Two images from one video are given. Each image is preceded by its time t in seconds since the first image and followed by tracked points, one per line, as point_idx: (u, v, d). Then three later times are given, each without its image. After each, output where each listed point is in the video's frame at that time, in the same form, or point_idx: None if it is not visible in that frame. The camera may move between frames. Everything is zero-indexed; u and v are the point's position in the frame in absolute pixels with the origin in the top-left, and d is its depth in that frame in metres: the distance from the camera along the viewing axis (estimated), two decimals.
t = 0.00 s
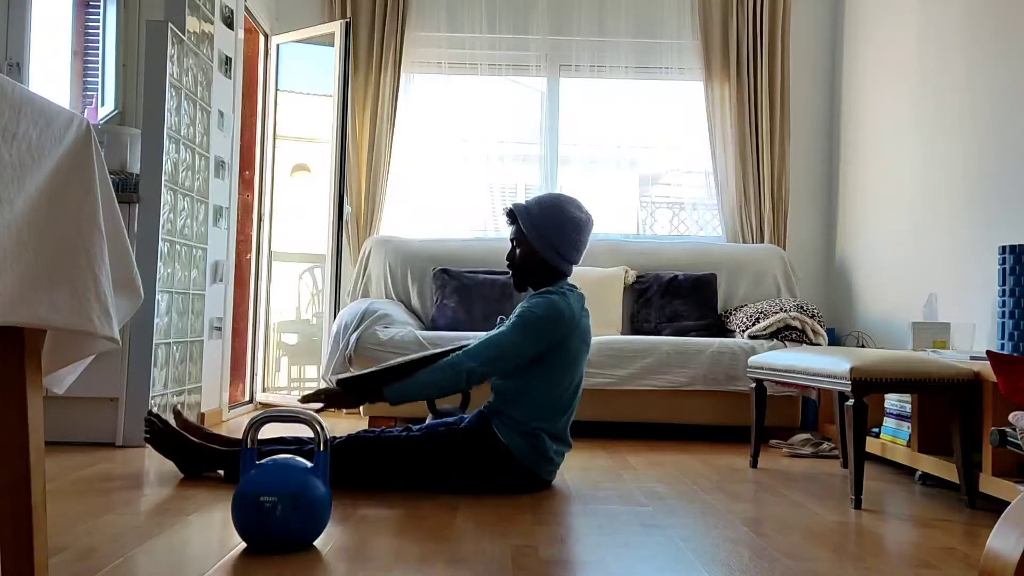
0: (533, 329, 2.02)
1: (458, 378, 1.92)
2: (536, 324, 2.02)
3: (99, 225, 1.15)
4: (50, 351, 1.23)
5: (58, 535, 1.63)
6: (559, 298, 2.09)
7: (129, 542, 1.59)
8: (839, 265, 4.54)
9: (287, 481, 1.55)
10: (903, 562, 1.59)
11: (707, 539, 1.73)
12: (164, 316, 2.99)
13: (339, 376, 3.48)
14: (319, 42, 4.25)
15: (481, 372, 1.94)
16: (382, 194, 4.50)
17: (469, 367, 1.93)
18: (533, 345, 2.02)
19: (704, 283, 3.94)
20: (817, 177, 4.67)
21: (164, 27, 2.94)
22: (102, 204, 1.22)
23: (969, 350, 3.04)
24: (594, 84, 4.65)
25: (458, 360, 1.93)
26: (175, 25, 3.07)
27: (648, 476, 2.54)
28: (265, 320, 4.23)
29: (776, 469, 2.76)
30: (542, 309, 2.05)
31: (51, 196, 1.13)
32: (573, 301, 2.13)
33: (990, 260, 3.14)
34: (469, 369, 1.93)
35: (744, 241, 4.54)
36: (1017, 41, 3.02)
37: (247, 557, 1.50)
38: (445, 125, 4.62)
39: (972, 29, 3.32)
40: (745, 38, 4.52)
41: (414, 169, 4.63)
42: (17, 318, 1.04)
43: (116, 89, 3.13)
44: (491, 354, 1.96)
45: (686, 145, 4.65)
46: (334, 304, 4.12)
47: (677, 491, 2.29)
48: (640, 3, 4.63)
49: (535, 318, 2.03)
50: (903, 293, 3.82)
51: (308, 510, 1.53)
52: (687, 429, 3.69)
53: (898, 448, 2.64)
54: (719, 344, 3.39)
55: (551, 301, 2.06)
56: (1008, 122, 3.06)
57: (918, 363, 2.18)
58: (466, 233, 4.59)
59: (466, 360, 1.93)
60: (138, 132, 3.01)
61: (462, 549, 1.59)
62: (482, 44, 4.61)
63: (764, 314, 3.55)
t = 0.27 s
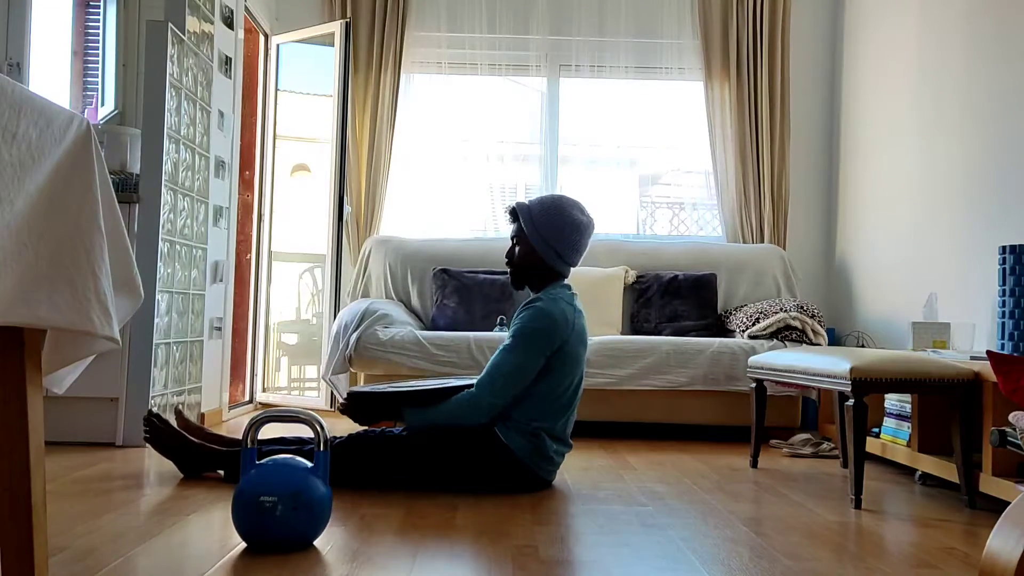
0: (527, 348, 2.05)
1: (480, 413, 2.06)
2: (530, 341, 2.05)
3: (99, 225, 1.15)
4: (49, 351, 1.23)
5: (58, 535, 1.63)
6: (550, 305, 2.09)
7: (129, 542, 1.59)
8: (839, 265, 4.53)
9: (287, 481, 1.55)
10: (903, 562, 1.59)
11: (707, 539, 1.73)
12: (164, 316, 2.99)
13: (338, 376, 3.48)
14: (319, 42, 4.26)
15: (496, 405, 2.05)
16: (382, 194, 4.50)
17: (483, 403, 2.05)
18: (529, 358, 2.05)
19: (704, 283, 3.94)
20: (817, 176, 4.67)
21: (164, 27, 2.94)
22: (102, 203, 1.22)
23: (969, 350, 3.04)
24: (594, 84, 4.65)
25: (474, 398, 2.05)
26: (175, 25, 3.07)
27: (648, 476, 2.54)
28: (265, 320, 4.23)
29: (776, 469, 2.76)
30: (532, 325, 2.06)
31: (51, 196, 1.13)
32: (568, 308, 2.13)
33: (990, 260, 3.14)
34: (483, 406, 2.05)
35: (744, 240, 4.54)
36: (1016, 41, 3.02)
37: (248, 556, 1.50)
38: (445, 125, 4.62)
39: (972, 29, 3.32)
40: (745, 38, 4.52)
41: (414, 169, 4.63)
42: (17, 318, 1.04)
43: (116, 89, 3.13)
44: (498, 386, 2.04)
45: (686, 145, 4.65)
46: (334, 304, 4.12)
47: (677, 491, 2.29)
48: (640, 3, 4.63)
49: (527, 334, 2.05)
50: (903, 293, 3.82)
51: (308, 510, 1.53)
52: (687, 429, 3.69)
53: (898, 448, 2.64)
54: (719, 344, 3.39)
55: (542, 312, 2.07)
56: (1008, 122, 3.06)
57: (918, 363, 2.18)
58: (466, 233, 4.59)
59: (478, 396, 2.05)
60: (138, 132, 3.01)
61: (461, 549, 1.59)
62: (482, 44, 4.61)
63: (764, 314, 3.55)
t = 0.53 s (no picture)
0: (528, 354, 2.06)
1: (498, 423, 2.08)
2: (529, 346, 2.06)
3: (99, 225, 1.15)
4: (49, 351, 1.23)
5: (59, 535, 1.63)
6: (545, 307, 2.10)
7: (129, 543, 1.59)
8: (839, 265, 4.54)
9: (287, 481, 1.55)
10: (903, 562, 1.59)
11: (707, 539, 1.73)
12: (164, 316, 2.99)
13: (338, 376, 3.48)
14: (319, 42, 4.26)
15: (511, 414, 2.07)
16: (382, 195, 4.50)
17: (499, 413, 2.07)
18: (531, 363, 2.06)
19: (704, 282, 3.95)
20: (817, 176, 4.67)
21: (164, 27, 2.94)
22: (102, 203, 1.22)
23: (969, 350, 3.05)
24: (594, 84, 4.65)
25: (488, 410, 2.07)
26: (175, 25, 3.07)
27: (648, 476, 2.54)
28: (265, 320, 4.23)
29: (776, 469, 2.76)
30: (530, 331, 2.06)
31: (51, 196, 1.13)
32: (568, 311, 2.13)
33: (990, 260, 3.14)
34: (499, 416, 2.07)
35: (744, 240, 4.54)
36: (1016, 41, 3.02)
37: (248, 557, 1.50)
38: (445, 125, 4.62)
39: (972, 29, 3.32)
40: (745, 38, 4.51)
41: (414, 169, 4.63)
42: (17, 318, 1.04)
43: (116, 90, 3.13)
44: (508, 395, 2.05)
45: (686, 145, 4.65)
46: (334, 304, 4.13)
47: (678, 491, 2.29)
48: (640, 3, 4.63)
49: (526, 340, 2.06)
50: (903, 293, 3.82)
51: (308, 510, 1.53)
52: (687, 429, 3.69)
53: (898, 448, 2.64)
54: (719, 344, 3.39)
55: (539, 315, 2.08)
56: (1008, 122, 3.07)
57: (918, 363, 2.18)
58: (466, 233, 4.59)
59: (492, 408, 2.07)
60: (138, 132, 3.01)
61: (461, 549, 1.59)
62: (482, 44, 4.61)
63: (764, 314, 3.55)
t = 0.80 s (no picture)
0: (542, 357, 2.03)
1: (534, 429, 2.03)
2: (541, 349, 2.03)
3: (99, 225, 1.15)
4: (50, 350, 1.23)
5: (58, 535, 1.63)
6: (545, 307, 2.07)
7: (129, 543, 1.59)
8: (839, 265, 4.54)
9: (287, 481, 1.55)
10: (903, 562, 1.59)
11: (707, 539, 1.73)
12: (164, 316, 2.99)
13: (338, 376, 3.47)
14: (319, 42, 4.26)
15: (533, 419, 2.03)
16: (382, 194, 4.50)
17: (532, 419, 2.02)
18: (548, 366, 2.03)
19: (704, 282, 3.95)
20: (817, 176, 4.67)
21: (165, 27, 2.94)
22: (102, 203, 1.22)
23: (969, 350, 3.05)
24: (594, 84, 4.65)
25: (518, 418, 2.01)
26: (175, 25, 3.07)
27: (648, 476, 2.54)
28: (265, 320, 4.23)
29: (776, 469, 2.76)
30: (541, 333, 2.04)
31: (51, 196, 1.13)
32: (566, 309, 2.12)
33: (990, 260, 3.14)
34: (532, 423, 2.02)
35: (744, 241, 4.54)
36: (1016, 41, 3.02)
37: (248, 557, 1.50)
38: (445, 125, 4.62)
39: (972, 29, 3.32)
40: (745, 38, 4.51)
41: (414, 169, 4.63)
42: (17, 318, 1.04)
43: (116, 90, 3.13)
44: (526, 400, 2.02)
45: (686, 145, 4.65)
46: (334, 304, 4.13)
47: (678, 491, 2.29)
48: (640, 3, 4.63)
49: (539, 343, 2.03)
50: (903, 293, 3.82)
51: (308, 510, 1.53)
52: (687, 429, 3.69)
53: (898, 448, 2.64)
54: (719, 344, 3.39)
55: (544, 315, 2.05)
56: (1008, 122, 3.07)
57: (918, 363, 2.18)
58: (466, 233, 4.59)
59: (525, 416, 2.02)
60: (138, 132, 3.01)
61: (461, 549, 1.59)
62: (482, 44, 4.61)
63: (764, 314, 3.55)
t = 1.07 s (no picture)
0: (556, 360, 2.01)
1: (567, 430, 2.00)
2: (554, 353, 2.00)
3: (99, 224, 1.15)
4: (50, 351, 1.23)
5: (58, 535, 1.63)
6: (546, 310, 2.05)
7: (129, 542, 1.59)
8: (839, 265, 4.54)
9: (287, 480, 1.55)
10: (903, 562, 1.59)
11: (707, 539, 1.73)
12: (164, 316, 2.99)
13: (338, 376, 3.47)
14: (319, 42, 4.26)
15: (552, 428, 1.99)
16: (382, 195, 4.50)
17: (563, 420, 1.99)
18: (564, 369, 2.00)
19: (704, 283, 3.95)
20: (816, 176, 4.67)
21: (164, 27, 2.94)
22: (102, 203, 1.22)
23: (969, 350, 3.05)
24: (594, 84, 4.65)
25: (547, 422, 1.97)
26: (175, 25, 3.07)
27: (648, 476, 2.54)
28: (265, 320, 4.23)
29: (776, 469, 2.76)
30: (551, 338, 2.01)
31: (51, 196, 1.13)
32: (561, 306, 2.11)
33: (990, 260, 3.14)
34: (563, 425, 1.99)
35: (744, 241, 4.54)
36: (1017, 41, 3.02)
37: (248, 556, 1.50)
38: (445, 125, 4.62)
39: (973, 29, 3.32)
40: (745, 38, 4.51)
41: (414, 169, 4.63)
42: (17, 318, 1.04)
43: (116, 90, 3.13)
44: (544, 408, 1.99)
45: (686, 145, 4.65)
46: (334, 304, 4.13)
47: (678, 491, 2.29)
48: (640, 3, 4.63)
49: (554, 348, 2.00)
50: (903, 293, 3.82)
51: (308, 510, 1.53)
52: (688, 429, 3.69)
53: (898, 448, 2.64)
54: (719, 344, 3.39)
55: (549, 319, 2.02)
56: (1008, 121, 3.07)
57: (918, 363, 2.18)
58: (466, 233, 4.59)
59: (556, 419, 1.98)
60: (138, 132, 3.01)
61: (461, 549, 1.59)
62: (482, 44, 4.61)
63: (764, 314, 3.55)
